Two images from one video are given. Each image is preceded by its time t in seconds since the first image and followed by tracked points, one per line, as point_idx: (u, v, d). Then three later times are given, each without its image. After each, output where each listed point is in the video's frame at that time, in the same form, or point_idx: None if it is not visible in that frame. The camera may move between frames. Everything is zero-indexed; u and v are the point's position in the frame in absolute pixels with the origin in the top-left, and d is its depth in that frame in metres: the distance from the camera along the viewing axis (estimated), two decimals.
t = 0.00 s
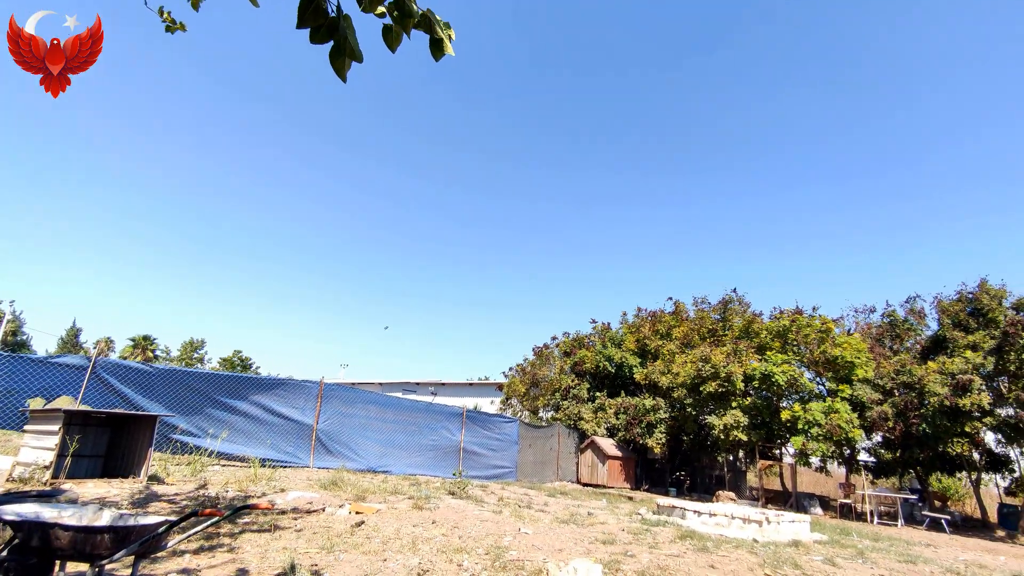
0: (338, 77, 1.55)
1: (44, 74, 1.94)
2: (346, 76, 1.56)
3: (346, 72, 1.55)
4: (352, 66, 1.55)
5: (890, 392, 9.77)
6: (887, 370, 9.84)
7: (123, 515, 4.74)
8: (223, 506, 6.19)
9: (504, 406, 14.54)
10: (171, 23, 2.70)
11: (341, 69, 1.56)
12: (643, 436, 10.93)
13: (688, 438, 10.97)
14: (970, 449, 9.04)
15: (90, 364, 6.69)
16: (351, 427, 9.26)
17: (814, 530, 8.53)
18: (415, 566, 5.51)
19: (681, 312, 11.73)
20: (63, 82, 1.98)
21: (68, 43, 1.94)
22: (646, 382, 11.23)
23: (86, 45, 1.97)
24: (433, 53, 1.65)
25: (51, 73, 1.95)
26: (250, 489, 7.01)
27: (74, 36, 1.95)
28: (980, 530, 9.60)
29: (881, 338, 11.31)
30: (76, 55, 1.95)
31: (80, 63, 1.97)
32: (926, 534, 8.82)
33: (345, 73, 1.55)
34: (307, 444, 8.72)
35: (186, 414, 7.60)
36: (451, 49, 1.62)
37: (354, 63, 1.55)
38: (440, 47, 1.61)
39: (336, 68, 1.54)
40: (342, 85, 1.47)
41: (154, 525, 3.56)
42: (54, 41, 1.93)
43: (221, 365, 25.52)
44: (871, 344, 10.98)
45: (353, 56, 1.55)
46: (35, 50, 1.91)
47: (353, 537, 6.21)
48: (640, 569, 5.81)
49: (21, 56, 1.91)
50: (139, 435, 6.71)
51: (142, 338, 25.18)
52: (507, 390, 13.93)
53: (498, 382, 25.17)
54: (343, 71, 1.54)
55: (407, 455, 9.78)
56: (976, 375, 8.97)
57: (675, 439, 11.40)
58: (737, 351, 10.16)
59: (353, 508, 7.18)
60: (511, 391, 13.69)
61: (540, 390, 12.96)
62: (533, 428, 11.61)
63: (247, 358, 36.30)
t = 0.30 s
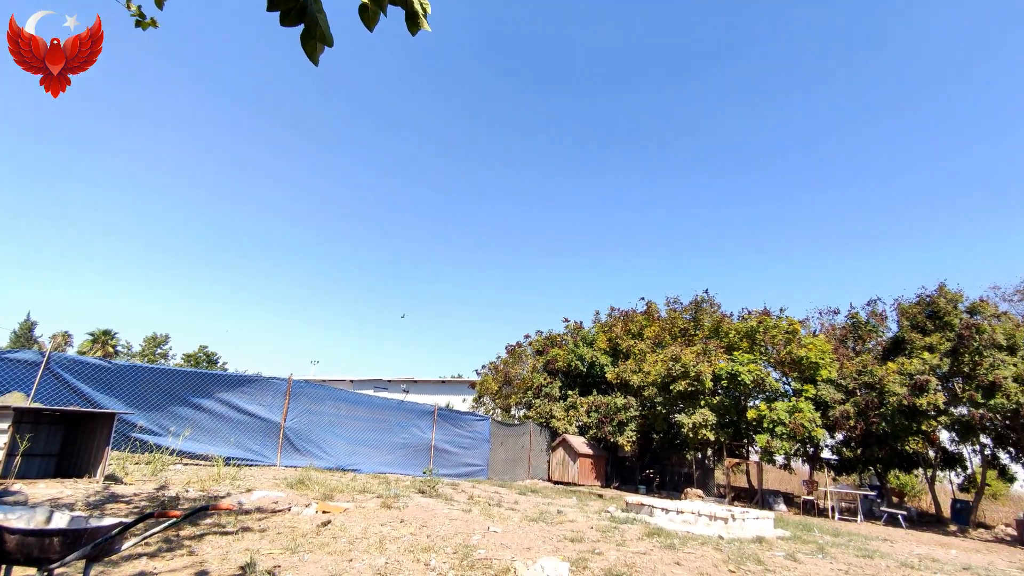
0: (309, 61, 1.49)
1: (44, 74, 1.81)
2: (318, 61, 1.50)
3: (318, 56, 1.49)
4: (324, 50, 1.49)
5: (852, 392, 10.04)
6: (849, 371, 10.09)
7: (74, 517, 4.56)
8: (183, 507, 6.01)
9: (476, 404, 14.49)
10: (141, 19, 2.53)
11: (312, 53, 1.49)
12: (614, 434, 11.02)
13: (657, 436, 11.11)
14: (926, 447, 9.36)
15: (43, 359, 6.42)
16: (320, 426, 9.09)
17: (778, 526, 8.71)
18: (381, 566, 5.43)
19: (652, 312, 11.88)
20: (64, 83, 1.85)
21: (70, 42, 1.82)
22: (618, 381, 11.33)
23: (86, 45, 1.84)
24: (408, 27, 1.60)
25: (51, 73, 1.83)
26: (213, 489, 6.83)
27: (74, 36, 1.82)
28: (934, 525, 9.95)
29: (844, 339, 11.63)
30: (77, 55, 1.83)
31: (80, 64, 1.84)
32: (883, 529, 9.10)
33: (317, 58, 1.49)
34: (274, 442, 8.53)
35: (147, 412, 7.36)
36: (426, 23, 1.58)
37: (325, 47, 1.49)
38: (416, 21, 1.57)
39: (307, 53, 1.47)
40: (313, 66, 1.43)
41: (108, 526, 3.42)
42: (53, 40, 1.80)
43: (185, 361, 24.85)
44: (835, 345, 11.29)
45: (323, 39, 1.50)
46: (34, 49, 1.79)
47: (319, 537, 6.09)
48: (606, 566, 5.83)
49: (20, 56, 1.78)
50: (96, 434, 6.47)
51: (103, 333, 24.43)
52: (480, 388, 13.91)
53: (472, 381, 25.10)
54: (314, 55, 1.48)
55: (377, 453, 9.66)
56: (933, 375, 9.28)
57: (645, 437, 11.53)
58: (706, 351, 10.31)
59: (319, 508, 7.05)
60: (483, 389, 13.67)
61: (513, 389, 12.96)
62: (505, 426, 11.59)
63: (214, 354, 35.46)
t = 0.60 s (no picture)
0: (264, 54, 1.48)
1: (43, 74, 1.70)
2: (274, 54, 1.49)
3: (273, 49, 1.49)
4: (280, 44, 1.48)
5: (817, 393, 10.29)
6: (814, 372, 10.33)
7: (24, 521, 4.36)
8: (143, 510, 5.82)
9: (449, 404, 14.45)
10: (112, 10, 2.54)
11: (268, 46, 1.48)
12: (586, 434, 11.09)
13: (628, 436, 11.22)
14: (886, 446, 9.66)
15: None
16: (288, 426, 8.93)
17: (744, 525, 8.88)
18: (348, 569, 5.34)
19: (625, 313, 12.01)
20: (63, 84, 1.74)
21: (69, 42, 1.70)
22: (590, 381, 11.41)
23: (86, 44, 1.72)
24: (378, 25, 1.59)
25: (51, 73, 1.71)
26: (175, 492, 6.63)
27: (73, 35, 1.71)
28: (893, 522, 10.29)
29: (810, 341, 11.92)
30: (78, 54, 1.71)
31: (81, 63, 1.72)
32: (845, 527, 9.36)
33: (272, 50, 1.48)
34: (240, 443, 8.34)
35: (107, 412, 7.11)
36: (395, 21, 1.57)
37: (281, 41, 1.48)
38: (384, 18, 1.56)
39: (263, 45, 1.46)
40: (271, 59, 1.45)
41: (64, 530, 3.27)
42: (54, 39, 1.69)
43: (148, 361, 24.13)
44: (801, 347, 11.57)
45: (281, 34, 1.48)
46: (35, 49, 1.67)
47: (285, 539, 5.97)
48: (575, 566, 5.85)
49: (19, 55, 1.67)
50: (51, 435, 6.22)
51: (61, 331, 23.56)
52: (453, 388, 13.87)
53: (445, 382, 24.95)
54: (269, 48, 1.47)
55: (346, 454, 9.53)
56: (893, 377, 9.58)
57: (617, 438, 11.63)
58: (677, 352, 10.44)
59: (286, 510, 6.92)
60: (456, 390, 13.64)
61: (486, 389, 12.95)
62: (477, 426, 11.58)
63: (181, 353, 34.52)
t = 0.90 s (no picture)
0: (251, 53, 1.44)
1: (44, 74, 1.72)
2: (261, 53, 1.45)
3: (260, 47, 1.45)
4: (265, 41, 1.44)
5: (783, 394, 10.53)
6: (781, 374, 10.56)
7: None
8: (99, 516, 5.59)
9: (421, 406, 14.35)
10: None
11: (253, 44, 1.44)
12: (557, 435, 11.13)
13: (600, 437, 11.30)
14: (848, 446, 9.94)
15: None
16: (255, 428, 8.73)
17: (711, 524, 9.02)
18: (313, 574, 5.23)
19: (597, 315, 12.12)
20: (63, 83, 1.75)
21: (70, 41, 1.72)
22: (562, 383, 11.48)
23: (87, 45, 1.74)
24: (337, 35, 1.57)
25: (51, 73, 1.72)
26: (134, 496, 6.41)
27: (73, 35, 1.72)
28: (854, 520, 10.60)
29: (776, 344, 12.21)
30: (78, 55, 1.73)
31: (81, 64, 1.74)
32: (808, 525, 9.59)
33: (259, 49, 1.44)
34: (204, 446, 8.11)
35: (62, 415, 6.83)
36: (354, 31, 1.56)
37: (266, 39, 1.44)
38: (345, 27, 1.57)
39: (248, 45, 1.42)
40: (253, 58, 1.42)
41: (10, 539, 3.11)
42: (53, 40, 1.71)
43: (108, 361, 23.35)
44: (768, 349, 11.84)
45: (262, 31, 1.43)
46: (35, 49, 1.70)
47: (248, 545, 5.82)
48: (544, 568, 5.84)
49: (21, 55, 1.69)
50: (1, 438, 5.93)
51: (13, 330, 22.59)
52: (425, 390, 13.81)
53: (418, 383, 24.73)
54: (255, 47, 1.43)
55: (315, 456, 9.37)
56: (855, 379, 9.86)
57: (588, 439, 11.72)
58: (648, 354, 10.56)
59: (251, 514, 6.74)
60: (428, 391, 13.61)
61: (458, 390, 12.92)
62: (449, 427, 11.52)
63: (145, 353, 33.55)
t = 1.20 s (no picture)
0: (190, 61, 1.38)
1: (43, 74, 1.56)
2: (202, 61, 1.40)
3: (201, 55, 1.39)
4: (207, 49, 1.40)
5: (749, 396, 10.74)
6: (747, 376, 10.78)
7: None
8: (47, 527, 5.35)
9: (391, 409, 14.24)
10: None
11: (194, 51, 1.39)
12: (528, 437, 11.15)
13: (570, 439, 11.36)
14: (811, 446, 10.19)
15: None
16: (218, 432, 8.51)
17: (679, 524, 9.14)
18: None
19: (568, 318, 12.20)
20: (64, 83, 1.61)
21: (69, 40, 1.56)
22: (533, 385, 11.50)
23: (86, 45, 1.58)
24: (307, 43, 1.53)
25: (51, 73, 1.57)
26: (87, 504, 6.17)
27: (72, 33, 1.56)
28: (816, 518, 10.87)
29: (743, 346, 12.47)
30: (77, 55, 1.57)
31: (81, 64, 1.59)
32: (772, 524, 9.80)
33: (199, 57, 1.39)
34: (163, 451, 7.86)
35: (10, 419, 6.49)
36: (324, 39, 1.51)
37: (209, 45, 1.39)
38: (315, 35, 1.52)
39: (187, 52, 1.37)
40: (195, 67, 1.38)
41: None
42: (53, 38, 1.54)
43: (62, 363, 22.44)
44: (735, 351, 12.09)
45: (206, 38, 1.39)
46: (34, 49, 1.53)
47: (208, 553, 5.64)
48: (511, 571, 5.83)
49: (19, 55, 1.52)
50: None
51: None
52: (395, 392, 13.72)
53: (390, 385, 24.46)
54: (195, 54, 1.38)
55: (281, 461, 9.18)
56: (818, 381, 10.12)
57: (559, 440, 11.76)
58: (619, 356, 10.65)
59: (211, 522, 6.55)
60: (398, 394, 13.53)
61: (429, 392, 12.87)
62: (419, 431, 11.43)
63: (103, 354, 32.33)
